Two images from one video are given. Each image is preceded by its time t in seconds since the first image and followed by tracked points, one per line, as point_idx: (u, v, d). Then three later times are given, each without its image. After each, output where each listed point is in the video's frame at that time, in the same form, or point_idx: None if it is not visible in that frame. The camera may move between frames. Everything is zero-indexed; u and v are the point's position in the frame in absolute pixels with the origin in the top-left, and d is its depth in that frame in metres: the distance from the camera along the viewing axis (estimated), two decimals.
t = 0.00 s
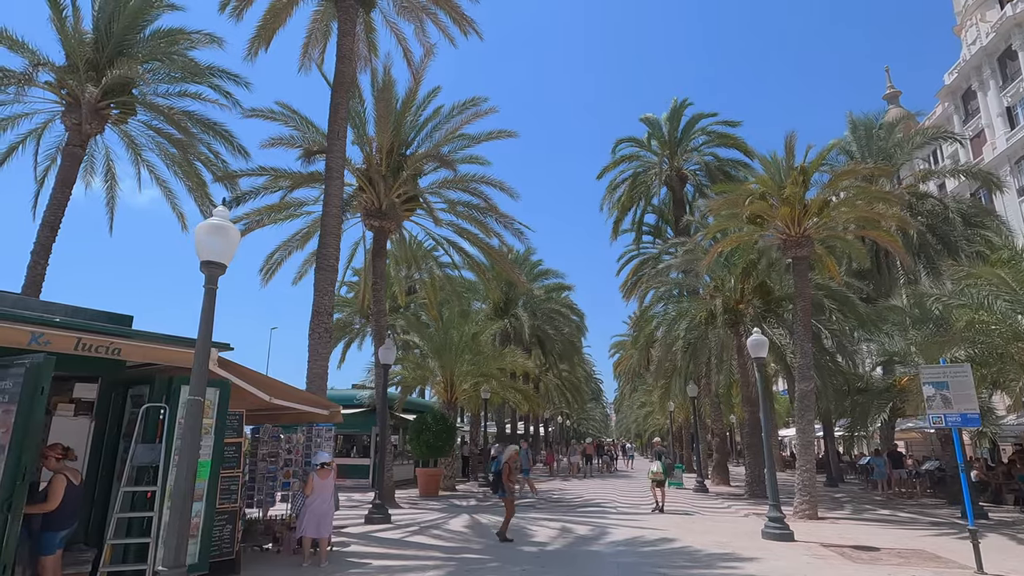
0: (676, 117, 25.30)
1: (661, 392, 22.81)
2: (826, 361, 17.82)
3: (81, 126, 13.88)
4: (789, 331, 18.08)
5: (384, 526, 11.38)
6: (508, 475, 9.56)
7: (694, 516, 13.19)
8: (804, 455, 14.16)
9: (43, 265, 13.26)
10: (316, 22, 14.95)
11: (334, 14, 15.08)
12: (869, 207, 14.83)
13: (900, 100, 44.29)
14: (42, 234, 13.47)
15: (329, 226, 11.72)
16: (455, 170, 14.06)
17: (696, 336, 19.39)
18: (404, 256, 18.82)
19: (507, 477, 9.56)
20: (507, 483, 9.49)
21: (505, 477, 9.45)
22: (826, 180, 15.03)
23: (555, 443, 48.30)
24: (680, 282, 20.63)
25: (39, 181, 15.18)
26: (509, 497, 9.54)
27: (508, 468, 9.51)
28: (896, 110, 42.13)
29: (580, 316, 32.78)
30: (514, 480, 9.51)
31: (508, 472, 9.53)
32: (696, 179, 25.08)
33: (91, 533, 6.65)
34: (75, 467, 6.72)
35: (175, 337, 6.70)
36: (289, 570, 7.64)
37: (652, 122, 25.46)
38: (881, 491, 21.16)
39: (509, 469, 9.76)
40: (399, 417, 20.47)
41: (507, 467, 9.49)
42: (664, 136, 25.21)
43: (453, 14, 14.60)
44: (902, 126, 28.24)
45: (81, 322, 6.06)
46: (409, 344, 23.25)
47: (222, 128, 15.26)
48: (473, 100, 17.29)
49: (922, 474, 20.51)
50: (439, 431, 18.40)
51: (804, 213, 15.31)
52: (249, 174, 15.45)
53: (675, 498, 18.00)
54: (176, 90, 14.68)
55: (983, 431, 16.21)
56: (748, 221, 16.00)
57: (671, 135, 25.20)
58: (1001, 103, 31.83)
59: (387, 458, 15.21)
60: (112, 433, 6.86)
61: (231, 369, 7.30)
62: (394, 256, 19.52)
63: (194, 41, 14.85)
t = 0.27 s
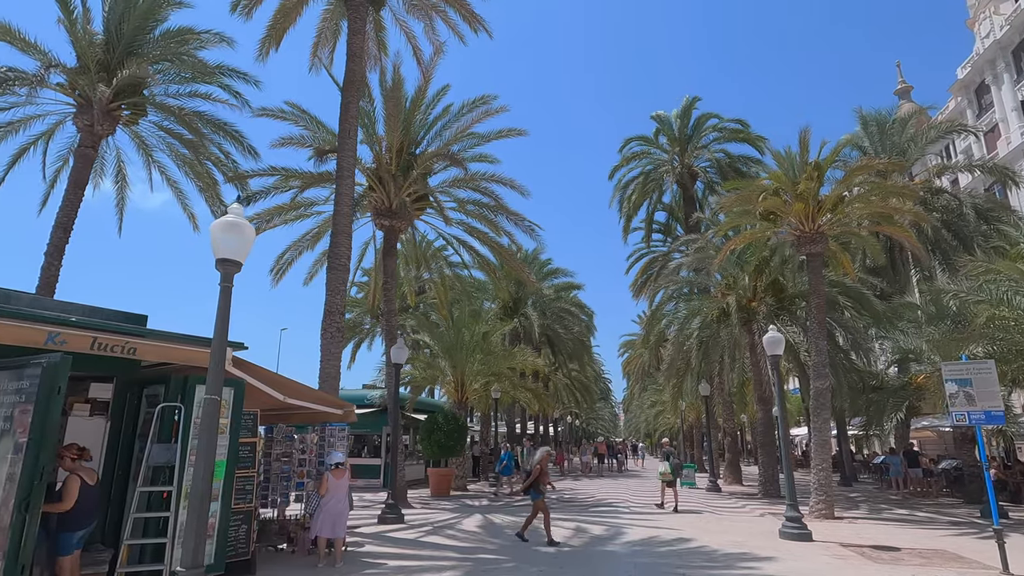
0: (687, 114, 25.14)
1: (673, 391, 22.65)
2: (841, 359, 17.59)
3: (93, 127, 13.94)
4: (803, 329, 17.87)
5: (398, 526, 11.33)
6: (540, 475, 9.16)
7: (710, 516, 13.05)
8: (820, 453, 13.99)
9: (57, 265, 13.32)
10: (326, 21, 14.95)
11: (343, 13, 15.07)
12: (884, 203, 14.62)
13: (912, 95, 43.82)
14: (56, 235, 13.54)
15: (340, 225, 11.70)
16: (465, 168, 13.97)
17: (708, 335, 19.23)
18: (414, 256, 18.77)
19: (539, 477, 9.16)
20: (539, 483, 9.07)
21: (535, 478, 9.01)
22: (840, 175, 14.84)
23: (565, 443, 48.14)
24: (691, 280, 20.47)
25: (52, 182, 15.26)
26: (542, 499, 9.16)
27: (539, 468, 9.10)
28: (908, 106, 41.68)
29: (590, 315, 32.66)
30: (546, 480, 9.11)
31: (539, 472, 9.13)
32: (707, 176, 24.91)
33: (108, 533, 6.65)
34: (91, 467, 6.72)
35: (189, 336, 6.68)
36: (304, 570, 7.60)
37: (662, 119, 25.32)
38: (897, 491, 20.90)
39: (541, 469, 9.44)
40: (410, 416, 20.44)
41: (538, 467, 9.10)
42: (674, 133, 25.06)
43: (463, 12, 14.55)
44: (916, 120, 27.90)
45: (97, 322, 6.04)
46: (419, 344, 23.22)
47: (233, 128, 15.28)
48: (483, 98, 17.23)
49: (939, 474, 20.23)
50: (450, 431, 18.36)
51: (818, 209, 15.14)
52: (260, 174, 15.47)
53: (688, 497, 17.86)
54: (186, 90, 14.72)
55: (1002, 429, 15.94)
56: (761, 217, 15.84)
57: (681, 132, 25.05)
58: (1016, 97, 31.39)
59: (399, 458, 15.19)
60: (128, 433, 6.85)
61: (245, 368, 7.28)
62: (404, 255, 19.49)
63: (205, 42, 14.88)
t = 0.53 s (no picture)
0: (696, 112, 24.94)
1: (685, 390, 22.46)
2: (856, 358, 17.34)
3: (105, 128, 13.96)
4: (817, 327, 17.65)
5: (411, 526, 11.27)
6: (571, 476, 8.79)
7: (726, 517, 12.89)
8: (837, 454, 13.80)
9: (70, 266, 13.35)
10: (336, 21, 14.91)
11: (353, 13, 15.02)
12: (901, 199, 14.38)
13: (924, 92, 43.34)
14: (69, 235, 13.57)
15: (352, 224, 11.64)
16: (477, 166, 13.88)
17: (721, 334, 19.03)
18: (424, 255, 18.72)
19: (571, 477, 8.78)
20: (570, 484, 8.71)
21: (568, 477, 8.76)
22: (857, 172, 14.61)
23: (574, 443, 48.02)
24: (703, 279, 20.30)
25: (65, 183, 15.31)
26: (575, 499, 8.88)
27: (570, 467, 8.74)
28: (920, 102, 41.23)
29: (599, 314, 32.53)
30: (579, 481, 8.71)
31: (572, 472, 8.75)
32: (718, 174, 24.71)
33: (124, 533, 6.61)
34: (107, 467, 6.68)
35: (204, 335, 6.63)
36: (320, 571, 7.54)
37: (672, 117, 25.13)
38: (913, 491, 20.63)
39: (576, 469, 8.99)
40: (421, 416, 20.38)
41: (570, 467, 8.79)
42: (684, 131, 24.86)
43: (473, 9, 14.46)
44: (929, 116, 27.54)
45: (113, 321, 5.99)
46: (429, 344, 23.18)
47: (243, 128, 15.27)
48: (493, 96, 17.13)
49: (955, 474, 19.99)
50: (461, 431, 18.31)
51: (833, 206, 14.94)
52: (271, 174, 15.44)
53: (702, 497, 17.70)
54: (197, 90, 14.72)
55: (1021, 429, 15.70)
56: (775, 215, 15.64)
57: (691, 130, 24.86)
58: None
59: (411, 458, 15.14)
60: (143, 432, 6.82)
61: (259, 368, 7.21)
62: (414, 255, 19.44)
63: (215, 41, 14.87)
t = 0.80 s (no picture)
0: (705, 110, 24.72)
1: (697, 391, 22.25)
2: (872, 358, 17.08)
3: (117, 129, 13.97)
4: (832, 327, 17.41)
5: (425, 528, 11.19)
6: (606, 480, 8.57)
7: (742, 519, 12.74)
8: (855, 455, 13.61)
9: (84, 267, 13.38)
10: (347, 20, 14.87)
11: (364, 12, 14.98)
12: (919, 197, 14.15)
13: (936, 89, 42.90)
14: (83, 236, 13.60)
15: (364, 224, 11.59)
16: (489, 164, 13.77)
17: (734, 334, 18.81)
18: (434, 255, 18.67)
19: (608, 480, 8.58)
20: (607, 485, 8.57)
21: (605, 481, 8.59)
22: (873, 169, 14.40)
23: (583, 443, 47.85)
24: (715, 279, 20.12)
25: (78, 184, 15.36)
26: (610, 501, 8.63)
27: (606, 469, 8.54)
28: (932, 100, 40.80)
29: (608, 314, 32.38)
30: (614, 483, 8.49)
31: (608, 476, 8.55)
32: (728, 173, 24.51)
33: (140, 534, 6.56)
34: (123, 468, 6.66)
35: (219, 335, 6.58)
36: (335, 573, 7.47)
37: (681, 115, 24.94)
38: (930, 493, 20.37)
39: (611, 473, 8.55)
40: (432, 416, 20.32)
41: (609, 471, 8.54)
42: (694, 130, 24.66)
43: (484, 8, 14.38)
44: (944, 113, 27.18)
45: (129, 322, 5.96)
46: (439, 344, 23.13)
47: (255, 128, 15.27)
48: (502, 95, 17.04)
49: (972, 475, 19.71)
50: (472, 431, 18.24)
51: (848, 204, 14.74)
52: (282, 174, 15.43)
53: (716, 499, 17.52)
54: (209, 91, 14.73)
55: None
56: (790, 213, 15.45)
57: (701, 128, 24.66)
58: None
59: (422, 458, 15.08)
60: (159, 433, 6.78)
61: (274, 368, 7.17)
62: (424, 255, 19.39)
63: (226, 42, 14.87)
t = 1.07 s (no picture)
0: (716, 109, 24.54)
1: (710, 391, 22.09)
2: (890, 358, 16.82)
3: (131, 131, 14.03)
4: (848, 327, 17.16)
5: (439, 529, 11.14)
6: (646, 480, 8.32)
7: (759, 521, 12.59)
8: (874, 457, 13.42)
9: (98, 268, 13.44)
10: (359, 21, 14.87)
11: (376, 13, 14.99)
12: (937, 194, 13.92)
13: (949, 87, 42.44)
14: (97, 238, 13.67)
15: (377, 224, 11.57)
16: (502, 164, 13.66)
17: (748, 335, 18.61)
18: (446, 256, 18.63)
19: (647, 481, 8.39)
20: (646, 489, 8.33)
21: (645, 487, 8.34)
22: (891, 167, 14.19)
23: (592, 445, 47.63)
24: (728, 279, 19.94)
25: (92, 186, 15.44)
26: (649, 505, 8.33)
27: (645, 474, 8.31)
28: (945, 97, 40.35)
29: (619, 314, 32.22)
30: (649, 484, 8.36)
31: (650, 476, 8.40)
32: (740, 172, 24.31)
33: (158, 536, 6.54)
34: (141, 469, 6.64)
35: (236, 336, 6.56)
36: None
37: (692, 114, 24.77)
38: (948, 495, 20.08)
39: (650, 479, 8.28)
40: (443, 418, 20.28)
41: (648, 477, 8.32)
42: (704, 129, 24.48)
43: (496, 7, 14.32)
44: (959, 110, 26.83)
45: (147, 322, 5.93)
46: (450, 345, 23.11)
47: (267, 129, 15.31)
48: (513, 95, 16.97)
49: (991, 478, 19.41)
50: (484, 432, 18.19)
51: (865, 203, 14.53)
52: (294, 175, 15.45)
53: (730, 501, 17.35)
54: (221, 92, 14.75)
55: None
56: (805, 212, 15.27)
57: (712, 127, 24.48)
58: None
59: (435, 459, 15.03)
60: (176, 434, 6.76)
61: (292, 369, 7.13)
62: (435, 256, 19.36)
63: (238, 43, 14.90)
